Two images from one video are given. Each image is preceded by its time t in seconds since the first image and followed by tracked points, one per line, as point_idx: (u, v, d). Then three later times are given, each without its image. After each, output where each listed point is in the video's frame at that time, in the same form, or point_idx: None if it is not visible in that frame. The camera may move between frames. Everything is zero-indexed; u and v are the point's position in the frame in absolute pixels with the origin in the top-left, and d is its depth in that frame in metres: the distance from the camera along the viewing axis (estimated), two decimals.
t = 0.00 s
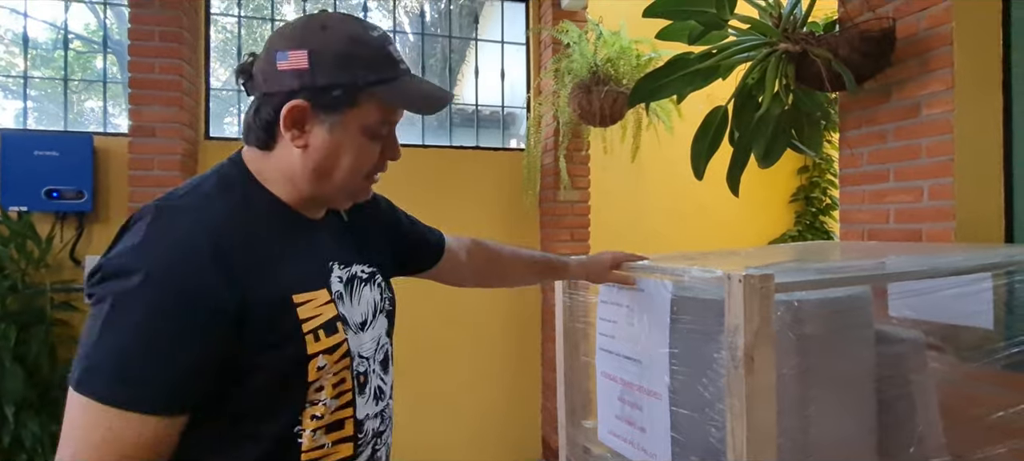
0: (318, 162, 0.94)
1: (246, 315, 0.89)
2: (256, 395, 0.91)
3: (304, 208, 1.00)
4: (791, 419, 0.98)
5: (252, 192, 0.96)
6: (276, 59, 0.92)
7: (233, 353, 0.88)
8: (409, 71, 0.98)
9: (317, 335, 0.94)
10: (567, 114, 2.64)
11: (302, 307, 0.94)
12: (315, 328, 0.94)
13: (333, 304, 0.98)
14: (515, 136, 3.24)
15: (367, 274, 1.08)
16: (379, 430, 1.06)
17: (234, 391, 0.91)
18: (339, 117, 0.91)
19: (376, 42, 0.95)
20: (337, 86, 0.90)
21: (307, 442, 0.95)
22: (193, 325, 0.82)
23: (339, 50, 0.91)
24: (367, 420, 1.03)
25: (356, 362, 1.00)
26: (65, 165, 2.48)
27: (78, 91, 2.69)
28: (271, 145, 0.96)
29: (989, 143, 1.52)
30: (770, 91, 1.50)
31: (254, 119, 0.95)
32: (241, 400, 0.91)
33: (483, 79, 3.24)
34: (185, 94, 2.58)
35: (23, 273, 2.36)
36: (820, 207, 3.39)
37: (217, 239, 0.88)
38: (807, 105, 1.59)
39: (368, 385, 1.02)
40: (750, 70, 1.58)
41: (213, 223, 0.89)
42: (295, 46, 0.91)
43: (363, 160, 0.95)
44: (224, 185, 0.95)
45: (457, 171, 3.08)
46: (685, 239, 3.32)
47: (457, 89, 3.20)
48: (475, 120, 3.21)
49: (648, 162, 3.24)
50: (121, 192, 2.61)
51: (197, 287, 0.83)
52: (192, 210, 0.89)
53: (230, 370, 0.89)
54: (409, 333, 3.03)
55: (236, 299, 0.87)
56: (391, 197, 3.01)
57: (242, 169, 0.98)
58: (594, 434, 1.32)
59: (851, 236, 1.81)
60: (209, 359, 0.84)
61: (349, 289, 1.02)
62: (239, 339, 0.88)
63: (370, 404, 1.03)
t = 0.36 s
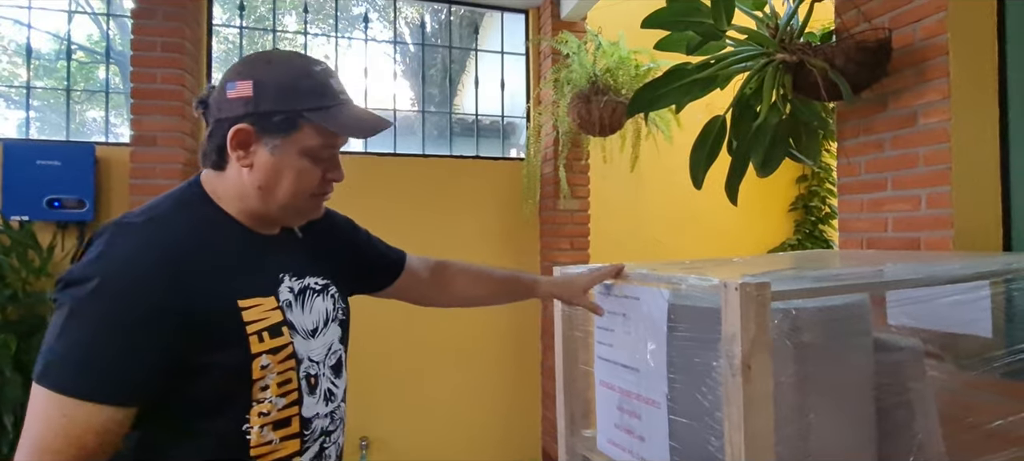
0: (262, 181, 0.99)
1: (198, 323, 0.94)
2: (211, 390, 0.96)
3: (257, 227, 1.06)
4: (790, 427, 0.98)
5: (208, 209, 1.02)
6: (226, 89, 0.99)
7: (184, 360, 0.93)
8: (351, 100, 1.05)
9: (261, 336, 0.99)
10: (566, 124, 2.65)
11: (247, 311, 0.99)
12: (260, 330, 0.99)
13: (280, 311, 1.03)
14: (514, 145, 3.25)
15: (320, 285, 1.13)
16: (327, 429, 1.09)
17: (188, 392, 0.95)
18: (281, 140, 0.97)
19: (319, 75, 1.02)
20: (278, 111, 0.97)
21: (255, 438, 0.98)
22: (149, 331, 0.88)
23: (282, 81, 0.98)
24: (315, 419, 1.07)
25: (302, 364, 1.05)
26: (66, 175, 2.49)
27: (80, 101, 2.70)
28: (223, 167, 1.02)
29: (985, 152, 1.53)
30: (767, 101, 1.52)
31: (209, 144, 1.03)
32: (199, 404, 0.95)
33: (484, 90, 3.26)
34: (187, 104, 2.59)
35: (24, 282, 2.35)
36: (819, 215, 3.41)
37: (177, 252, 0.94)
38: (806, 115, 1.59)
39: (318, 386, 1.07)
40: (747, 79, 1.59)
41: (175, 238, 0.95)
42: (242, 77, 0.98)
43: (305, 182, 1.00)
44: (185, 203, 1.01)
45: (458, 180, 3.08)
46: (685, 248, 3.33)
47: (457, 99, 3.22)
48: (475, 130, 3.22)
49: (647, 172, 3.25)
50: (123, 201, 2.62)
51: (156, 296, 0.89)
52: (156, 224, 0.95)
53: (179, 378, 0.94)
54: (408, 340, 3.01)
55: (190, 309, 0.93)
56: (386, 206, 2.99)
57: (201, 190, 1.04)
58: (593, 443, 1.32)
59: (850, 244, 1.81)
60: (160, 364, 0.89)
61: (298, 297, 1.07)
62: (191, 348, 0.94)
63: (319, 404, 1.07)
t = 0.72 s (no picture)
0: (215, 184, 1.08)
1: (156, 312, 1.01)
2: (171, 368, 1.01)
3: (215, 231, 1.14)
4: (791, 431, 0.99)
5: (168, 211, 1.10)
6: (180, 107, 1.10)
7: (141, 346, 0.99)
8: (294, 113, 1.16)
9: (212, 318, 1.05)
10: (568, 130, 2.66)
11: (201, 295, 1.05)
12: (212, 312, 1.05)
13: (233, 299, 1.09)
14: (515, 151, 3.27)
15: (278, 282, 1.19)
16: (276, 412, 1.13)
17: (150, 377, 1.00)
18: (230, 145, 1.07)
19: (263, 90, 1.13)
20: (226, 120, 1.07)
21: (203, 410, 1.03)
22: (112, 311, 0.94)
23: (229, 95, 1.09)
24: (263, 400, 1.10)
25: (254, 348, 1.10)
26: (70, 181, 2.52)
27: (85, 107, 2.72)
28: (180, 176, 1.11)
29: (984, 158, 1.54)
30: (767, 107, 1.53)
31: (167, 158, 1.12)
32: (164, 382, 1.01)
33: (485, 96, 3.28)
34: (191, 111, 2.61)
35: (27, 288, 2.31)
36: (819, 221, 3.41)
37: (140, 246, 1.02)
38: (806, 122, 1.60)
39: (270, 371, 1.12)
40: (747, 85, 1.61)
41: (139, 234, 1.03)
42: (194, 95, 1.10)
43: (255, 184, 1.09)
44: (146, 207, 1.09)
45: (461, 186, 3.09)
46: (686, 253, 3.34)
47: (459, 105, 3.24)
48: (477, 136, 3.24)
49: (648, 178, 3.26)
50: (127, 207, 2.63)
51: (119, 282, 0.96)
52: (121, 221, 1.03)
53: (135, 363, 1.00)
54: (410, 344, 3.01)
55: (151, 297, 1.00)
56: (387, 209, 2.99)
57: (161, 198, 1.12)
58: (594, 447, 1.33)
59: (851, 250, 1.82)
60: (120, 345, 0.95)
61: (254, 289, 1.13)
62: (150, 331, 1.00)
63: (269, 387, 1.11)
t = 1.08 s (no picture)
0: (185, 177, 1.10)
1: (150, 302, 1.03)
2: (162, 360, 1.04)
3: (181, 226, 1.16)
4: (793, 434, 0.99)
5: (142, 207, 1.11)
6: (158, 102, 1.12)
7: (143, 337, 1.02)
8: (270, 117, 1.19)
9: (200, 308, 1.08)
10: (570, 133, 2.67)
11: (189, 286, 1.09)
12: (199, 303, 1.08)
13: (216, 291, 1.13)
14: (517, 154, 3.28)
15: (250, 279, 1.24)
16: (254, 403, 1.17)
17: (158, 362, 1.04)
18: (203, 140, 1.09)
19: (242, 94, 1.16)
20: (201, 115, 1.09)
21: (188, 398, 1.06)
22: (112, 305, 0.97)
23: (208, 93, 1.12)
24: (243, 390, 1.15)
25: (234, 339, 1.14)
26: (75, 183, 2.52)
27: (90, 110, 2.74)
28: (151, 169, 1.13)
29: (986, 161, 1.54)
30: (769, 111, 1.54)
31: (139, 150, 1.14)
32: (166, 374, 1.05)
33: (487, 99, 3.29)
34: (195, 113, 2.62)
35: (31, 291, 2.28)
36: (821, 224, 3.43)
37: (127, 242, 1.03)
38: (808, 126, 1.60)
39: (248, 362, 1.16)
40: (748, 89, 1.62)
41: (119, 229, 1.04)
42: (173, 91, 1.13)
43: (223, 180, 1.11)
44: (119, 203, 1.09)
45: (463, 188, 3.10)
46: (688, 256, 3.34)
47: (460, 109, 3.24)
48: (479, 139, 3.25)
49: (650, 181, 3.27)
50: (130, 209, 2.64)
51: (114, 275, 0.98)
52: (109, 217, 1.05)
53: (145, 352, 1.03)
54: (413, 346, 3.02)
55: (145, 287, 1.02)
56: (389, 211, 3.00)
57: (132, 193, 1.13)
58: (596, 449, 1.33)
59: (852, 253, 1.82)
60: (126, 336, 0.98)
61: (230, 283, 1.17)
62: (153, 323, 1.03)
63: (248, 378, 1.16)
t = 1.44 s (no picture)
0: (144, 172, 1.07)
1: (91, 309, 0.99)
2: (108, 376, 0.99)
3: (142, 223, 1.13)
4: (801, 437, 0.98)
5: (90, 208, 1.08)
6: (109, 94, 1.10)
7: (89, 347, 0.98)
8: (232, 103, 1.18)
9: (151, 326, 1.05)
10: (575, 135, 2.68)
11: (136, 302, 1.05)
12: (150, 320, 1.05)
13: (172, 305, 1.10)
14: (523, 156, 3.28)
15: (218, 285, 1.21)
16: (220, 422, 1.14)
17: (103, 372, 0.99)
18: (162, 131, 1.07)
19: (201, 78, 1.14)
20: (160, 105, 1.07)
21: (141, 424, 1.02)
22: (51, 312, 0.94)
23: (164, 80, 1.10)
24: (206, 410, 1.11)
25: (197, 355, 1.10)
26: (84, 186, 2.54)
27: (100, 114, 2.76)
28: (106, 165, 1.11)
29: (993, 162, 1.54)
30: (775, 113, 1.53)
31: (93, 146, 1.12)
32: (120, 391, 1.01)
33: (493, 102, 3.30)
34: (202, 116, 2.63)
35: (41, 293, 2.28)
36: (828, 225, 3.43)
37: (73, 250, 1.01)
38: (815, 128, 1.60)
39: (214, 378, 1.13)
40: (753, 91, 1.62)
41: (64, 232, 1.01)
42: (124, 79, 1.10)
43: (187, 173, 1.10)
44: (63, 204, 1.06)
45: (469, 190, 3.11)
46: (695, 258, 3.34)
47: (466, 111, 3.25)
48: (485, 141, 3.26)
49: (656, 183, 3.27)
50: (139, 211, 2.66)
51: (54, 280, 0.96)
52: (53, 223, 1.02)
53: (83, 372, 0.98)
54: (419, 347, 3.02)
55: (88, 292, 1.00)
56: (395, 213, 3.01)
57: (84, 194, 1.10)
58: (602, 450, 1.34)
59: (859, 255, 1.82)
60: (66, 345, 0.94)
61: (195, 291, 1.15)
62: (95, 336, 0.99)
63: (213, 397, 1.13)
